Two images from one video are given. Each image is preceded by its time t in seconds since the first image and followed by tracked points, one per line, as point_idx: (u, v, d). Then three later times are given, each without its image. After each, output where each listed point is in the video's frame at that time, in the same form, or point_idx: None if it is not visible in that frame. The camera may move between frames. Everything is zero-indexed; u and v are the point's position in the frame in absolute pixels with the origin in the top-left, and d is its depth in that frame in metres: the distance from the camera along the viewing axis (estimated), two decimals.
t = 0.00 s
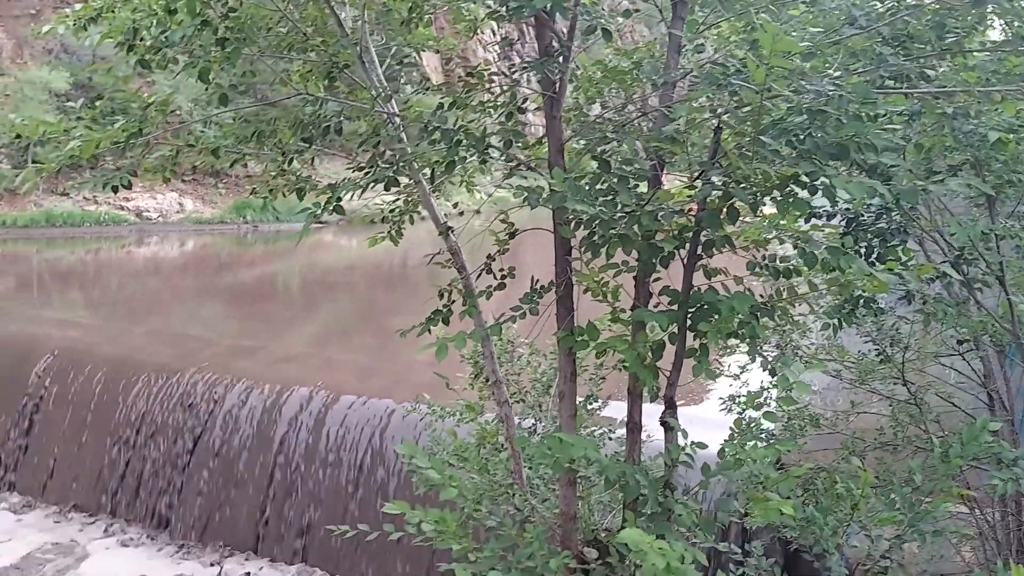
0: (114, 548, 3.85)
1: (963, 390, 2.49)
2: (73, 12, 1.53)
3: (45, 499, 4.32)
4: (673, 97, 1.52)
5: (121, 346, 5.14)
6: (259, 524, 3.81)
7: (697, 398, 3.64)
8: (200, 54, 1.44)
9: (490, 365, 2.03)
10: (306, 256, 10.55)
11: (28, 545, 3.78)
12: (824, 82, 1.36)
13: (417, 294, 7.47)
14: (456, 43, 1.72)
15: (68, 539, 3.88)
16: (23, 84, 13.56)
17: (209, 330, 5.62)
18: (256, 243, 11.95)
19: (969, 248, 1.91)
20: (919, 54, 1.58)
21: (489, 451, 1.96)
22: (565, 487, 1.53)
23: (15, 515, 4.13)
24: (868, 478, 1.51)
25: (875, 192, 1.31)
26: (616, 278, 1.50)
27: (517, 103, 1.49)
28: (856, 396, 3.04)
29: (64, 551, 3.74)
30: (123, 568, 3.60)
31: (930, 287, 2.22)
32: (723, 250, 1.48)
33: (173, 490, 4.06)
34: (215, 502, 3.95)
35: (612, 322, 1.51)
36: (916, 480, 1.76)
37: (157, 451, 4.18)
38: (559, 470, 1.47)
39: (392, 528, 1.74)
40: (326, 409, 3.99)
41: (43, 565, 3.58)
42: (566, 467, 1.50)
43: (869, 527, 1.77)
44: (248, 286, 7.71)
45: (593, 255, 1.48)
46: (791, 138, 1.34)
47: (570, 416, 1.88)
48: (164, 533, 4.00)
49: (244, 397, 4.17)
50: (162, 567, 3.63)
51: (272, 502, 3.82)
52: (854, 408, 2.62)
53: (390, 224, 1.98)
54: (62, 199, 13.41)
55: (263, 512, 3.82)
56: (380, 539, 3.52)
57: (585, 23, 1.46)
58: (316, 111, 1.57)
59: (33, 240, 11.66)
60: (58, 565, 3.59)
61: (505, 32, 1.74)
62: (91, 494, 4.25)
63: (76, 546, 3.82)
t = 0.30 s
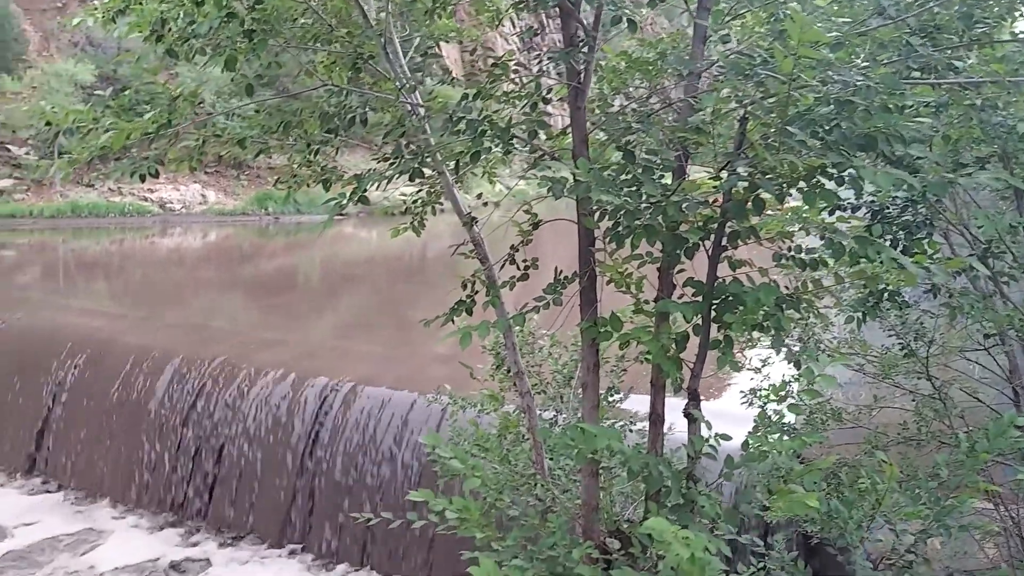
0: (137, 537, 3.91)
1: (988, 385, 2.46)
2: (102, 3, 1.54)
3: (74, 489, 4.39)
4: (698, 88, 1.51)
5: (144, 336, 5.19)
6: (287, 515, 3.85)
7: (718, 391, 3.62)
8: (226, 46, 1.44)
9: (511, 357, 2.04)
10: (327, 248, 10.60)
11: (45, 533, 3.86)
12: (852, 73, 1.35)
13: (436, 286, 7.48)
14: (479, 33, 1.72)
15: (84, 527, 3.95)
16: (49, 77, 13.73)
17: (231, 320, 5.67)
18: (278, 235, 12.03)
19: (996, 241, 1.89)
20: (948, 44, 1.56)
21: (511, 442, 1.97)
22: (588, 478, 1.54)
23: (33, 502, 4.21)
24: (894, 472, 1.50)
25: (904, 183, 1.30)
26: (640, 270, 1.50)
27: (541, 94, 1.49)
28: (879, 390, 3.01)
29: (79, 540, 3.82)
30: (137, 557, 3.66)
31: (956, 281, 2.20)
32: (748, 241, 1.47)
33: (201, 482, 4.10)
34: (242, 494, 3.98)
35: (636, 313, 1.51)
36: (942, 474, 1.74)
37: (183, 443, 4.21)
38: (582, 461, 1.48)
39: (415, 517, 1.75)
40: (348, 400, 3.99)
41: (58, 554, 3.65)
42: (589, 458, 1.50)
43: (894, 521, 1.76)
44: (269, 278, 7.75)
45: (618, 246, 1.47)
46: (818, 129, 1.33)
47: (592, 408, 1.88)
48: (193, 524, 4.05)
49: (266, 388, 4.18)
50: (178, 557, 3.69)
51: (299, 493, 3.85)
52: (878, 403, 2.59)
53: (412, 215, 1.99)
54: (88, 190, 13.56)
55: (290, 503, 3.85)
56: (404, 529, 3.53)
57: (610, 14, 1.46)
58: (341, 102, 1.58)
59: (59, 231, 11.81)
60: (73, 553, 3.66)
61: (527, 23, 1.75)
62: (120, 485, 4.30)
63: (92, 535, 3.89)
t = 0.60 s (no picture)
0: (164, 524, 3.97)
1: (1019, 383, 2.42)
2: None
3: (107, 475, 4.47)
4: (730, 78, 1.50)
5: (171, 324, 5.24)
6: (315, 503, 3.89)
7: (743, 386, 3.60)
8: (260, 34, 1.45)
9: (538, 348, 2.04)
10: (351, 240, 10.66)
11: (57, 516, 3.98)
12: (887, 64, 1.34)
13: (460, 279, 7.49)
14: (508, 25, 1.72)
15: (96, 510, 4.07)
16: (83, 69, 13.95)
17: (257, 310, 5.72)
18: (304, 226, 12.10)
19: None
20: (985, 37, 1.54)
21: (536, 433, 1.97)
22: (615, 469, 1.54)
23: (49, 485, 4.34)
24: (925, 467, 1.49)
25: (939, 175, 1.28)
26: (670, 261, 1.49)
27: (572, 85, 1.49)
28: (906, 387, 2.97)
29: (90, 522, 3.93)
30: (146, 542, 3.76)
31: (988, 277, 2.17)
32: (780, 233, 1.46)
33: (230, 469, 4.16)
34: (270, 482, 4.03)
35: (665, 305, 1.51)
36: (974, 472, 1.72)
37: (212, 431, 4.26)
38: (609, 452, 1.48)
39: (442, 506, 1.76)
40: (373, 389, 4.01)
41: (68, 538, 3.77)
42: (617, 449, 1.50)
43: (923, 517, 1.74)
44: (295, 269, 7.81)
45: (648, 237, 1.47)
46: (852, 121, 1.32)
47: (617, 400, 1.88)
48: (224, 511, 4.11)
49: (291, 377, 4.20)
50: (197, 544, 3.76)
51: (327, 482, 3.89)
52: (905, 400, 2.56)
53: (440, 206, 1.99)
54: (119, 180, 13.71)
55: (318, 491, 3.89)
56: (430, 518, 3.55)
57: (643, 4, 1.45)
58: (374, 92, 1.58)
59: (91, 220, 11.96)
60: (81, 538, 3.77)
61: (555, 14, 1.74)
62: (152, 472, 4.37)
63: (103, 517, 4.00)
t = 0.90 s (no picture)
0: (188, 510, 4.03)
1: None
2: None
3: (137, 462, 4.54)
4: (761, 69, 1.50)
5: (196, 312, 5.28)
6: (341, 489, 3.92)
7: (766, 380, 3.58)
8: (291, 25, 1.47)
9: (562, 338, 2.04)
10: (374, 231, 10.70)
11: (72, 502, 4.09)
12: (923, 54, 1.31)
13: (481, 270, 7.50)
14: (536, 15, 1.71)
15: (111, 495, 4.16)
16: (112, 60, 14.11)
17: (281, 300, 5.76)
18: (328, 217, 12.16)
19: None
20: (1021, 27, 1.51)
21: (560, 423, 1.97)
22: (640, 459, 1.54)
23: (68, 469, 4.45)
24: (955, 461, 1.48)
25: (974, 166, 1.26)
26: (697, 252, 1.49)
27: (602, 74, 1.49)
28: (933, 382, 2.94)
29: (103, 508, 4.03)
30: (157, 529, 3.84)
31: (1020, 271, 2.14)
32: (810, 224, 1.45)
33: (257, 456, 4.19)
34: (298, 469, 4.06)
35: (692, 296, 1.50)
36: (1003, 467, 1.71)
37: (239, 419, 4.30)
38: (635, 442, 1.48)
39: (467, 493, 1.77)
40: (396, 376, 4.03)
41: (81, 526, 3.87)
42: (642, 440, 1.50)
43: (950, 512, 1.73)
44: (318, 259, 7.86)
45: (676, 227, 1.47)
46: (885, 111, 1.30)
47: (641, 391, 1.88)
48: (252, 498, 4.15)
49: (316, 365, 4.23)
50: (213, 533, 3.83)
51: (353, 469, 3.91)
52: (931, 394, 2.54)
53: (466, 197, 1.99)
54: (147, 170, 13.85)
55: (345, 478, 3.92)
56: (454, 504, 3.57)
57: None
58: (403, 82, 1.59)
59: (119, 210, 12.09)
60: (93, 525, 3.87)
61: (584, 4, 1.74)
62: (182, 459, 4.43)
63: (115, 501, 4.09)
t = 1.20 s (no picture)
0: (213, 497, 4.08)
1: None
2: None
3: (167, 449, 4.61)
4: (792, 59, 1.49)
5: (222, 299, 5.33)
6: (368, 477, 3.96)
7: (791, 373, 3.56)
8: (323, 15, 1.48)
9: (587, 329, 2.05)
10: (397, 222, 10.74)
11: (92, 486, 4.15)
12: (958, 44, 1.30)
13: (504, 261, 7.50)
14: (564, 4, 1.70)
15: (130, 480, 4.22)
16: (142, 51, 14.27)
17: (306, 289, 5.80)
18: (353, 208, 12.22)
19: None
20: None
21: (585, 413, 1.98)
22: (665, 451, 1.54)
23: (89, 453, 4.52)
24: (985, 455, 1.47)
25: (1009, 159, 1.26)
26: (726, 243, 1.48)
27: (632, 64, 1.49)
28: (961, 378, 2.91)
29: (121, 493, 4.08)
30: (176, 515, 3.89)
31: None
32: (840, 217, 1.44)
33: (285, 444, 4.24)
34: (325, 456, 4.11)
35: (720, 287, 1.50)
36: None
37: (267, 407, 4.34)
38: (661, 433, 1.48)
39: (492, 481, 1.79)
40: (421, 365, 4.04)
41: (98, 510, 3.92)
42: (668, 431, 1.50)
43: (978, 507, 1.72)
44: (342, 249, 7.90)
45: (705, 218, 1.46)
46: (919, 102, 1.31)
47: (666, 381, 1.88)
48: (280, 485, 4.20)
49: (341, 354, 4.26)
50: (235, 519, 3.87)
51: (381, 457, 3.95)
52: (958, 390, 2.52)
53: (492, 187, 1.99)
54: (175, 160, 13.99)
55: (372, 466, 3.96)
56: (481, 494, 3.59)
57: None
58: (433, 72, 1.59)
59: (148, 199, 12.23)
60: (109, 511, 3.90)
61: None
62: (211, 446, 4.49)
63: (133, 487, 4.15)
